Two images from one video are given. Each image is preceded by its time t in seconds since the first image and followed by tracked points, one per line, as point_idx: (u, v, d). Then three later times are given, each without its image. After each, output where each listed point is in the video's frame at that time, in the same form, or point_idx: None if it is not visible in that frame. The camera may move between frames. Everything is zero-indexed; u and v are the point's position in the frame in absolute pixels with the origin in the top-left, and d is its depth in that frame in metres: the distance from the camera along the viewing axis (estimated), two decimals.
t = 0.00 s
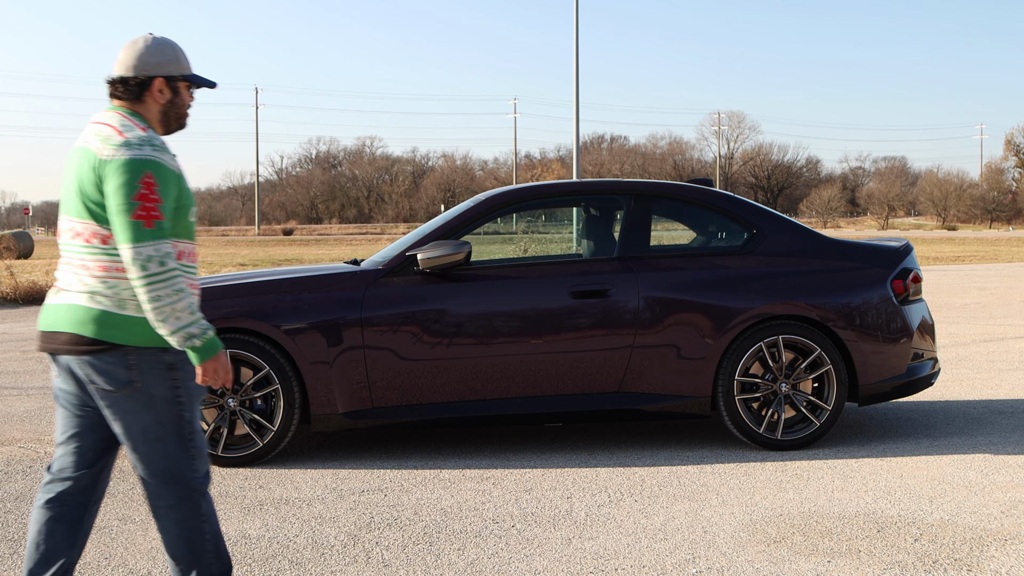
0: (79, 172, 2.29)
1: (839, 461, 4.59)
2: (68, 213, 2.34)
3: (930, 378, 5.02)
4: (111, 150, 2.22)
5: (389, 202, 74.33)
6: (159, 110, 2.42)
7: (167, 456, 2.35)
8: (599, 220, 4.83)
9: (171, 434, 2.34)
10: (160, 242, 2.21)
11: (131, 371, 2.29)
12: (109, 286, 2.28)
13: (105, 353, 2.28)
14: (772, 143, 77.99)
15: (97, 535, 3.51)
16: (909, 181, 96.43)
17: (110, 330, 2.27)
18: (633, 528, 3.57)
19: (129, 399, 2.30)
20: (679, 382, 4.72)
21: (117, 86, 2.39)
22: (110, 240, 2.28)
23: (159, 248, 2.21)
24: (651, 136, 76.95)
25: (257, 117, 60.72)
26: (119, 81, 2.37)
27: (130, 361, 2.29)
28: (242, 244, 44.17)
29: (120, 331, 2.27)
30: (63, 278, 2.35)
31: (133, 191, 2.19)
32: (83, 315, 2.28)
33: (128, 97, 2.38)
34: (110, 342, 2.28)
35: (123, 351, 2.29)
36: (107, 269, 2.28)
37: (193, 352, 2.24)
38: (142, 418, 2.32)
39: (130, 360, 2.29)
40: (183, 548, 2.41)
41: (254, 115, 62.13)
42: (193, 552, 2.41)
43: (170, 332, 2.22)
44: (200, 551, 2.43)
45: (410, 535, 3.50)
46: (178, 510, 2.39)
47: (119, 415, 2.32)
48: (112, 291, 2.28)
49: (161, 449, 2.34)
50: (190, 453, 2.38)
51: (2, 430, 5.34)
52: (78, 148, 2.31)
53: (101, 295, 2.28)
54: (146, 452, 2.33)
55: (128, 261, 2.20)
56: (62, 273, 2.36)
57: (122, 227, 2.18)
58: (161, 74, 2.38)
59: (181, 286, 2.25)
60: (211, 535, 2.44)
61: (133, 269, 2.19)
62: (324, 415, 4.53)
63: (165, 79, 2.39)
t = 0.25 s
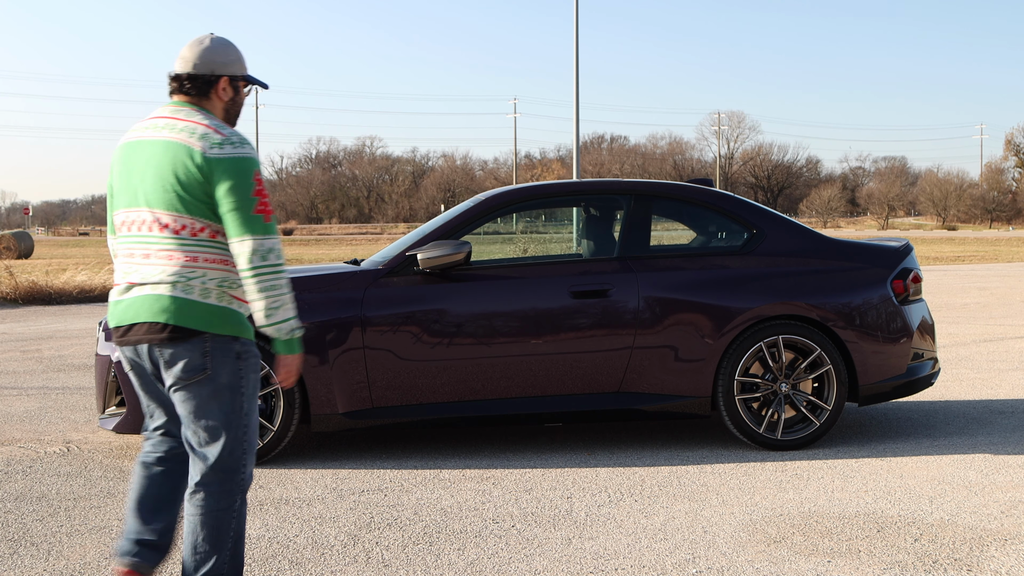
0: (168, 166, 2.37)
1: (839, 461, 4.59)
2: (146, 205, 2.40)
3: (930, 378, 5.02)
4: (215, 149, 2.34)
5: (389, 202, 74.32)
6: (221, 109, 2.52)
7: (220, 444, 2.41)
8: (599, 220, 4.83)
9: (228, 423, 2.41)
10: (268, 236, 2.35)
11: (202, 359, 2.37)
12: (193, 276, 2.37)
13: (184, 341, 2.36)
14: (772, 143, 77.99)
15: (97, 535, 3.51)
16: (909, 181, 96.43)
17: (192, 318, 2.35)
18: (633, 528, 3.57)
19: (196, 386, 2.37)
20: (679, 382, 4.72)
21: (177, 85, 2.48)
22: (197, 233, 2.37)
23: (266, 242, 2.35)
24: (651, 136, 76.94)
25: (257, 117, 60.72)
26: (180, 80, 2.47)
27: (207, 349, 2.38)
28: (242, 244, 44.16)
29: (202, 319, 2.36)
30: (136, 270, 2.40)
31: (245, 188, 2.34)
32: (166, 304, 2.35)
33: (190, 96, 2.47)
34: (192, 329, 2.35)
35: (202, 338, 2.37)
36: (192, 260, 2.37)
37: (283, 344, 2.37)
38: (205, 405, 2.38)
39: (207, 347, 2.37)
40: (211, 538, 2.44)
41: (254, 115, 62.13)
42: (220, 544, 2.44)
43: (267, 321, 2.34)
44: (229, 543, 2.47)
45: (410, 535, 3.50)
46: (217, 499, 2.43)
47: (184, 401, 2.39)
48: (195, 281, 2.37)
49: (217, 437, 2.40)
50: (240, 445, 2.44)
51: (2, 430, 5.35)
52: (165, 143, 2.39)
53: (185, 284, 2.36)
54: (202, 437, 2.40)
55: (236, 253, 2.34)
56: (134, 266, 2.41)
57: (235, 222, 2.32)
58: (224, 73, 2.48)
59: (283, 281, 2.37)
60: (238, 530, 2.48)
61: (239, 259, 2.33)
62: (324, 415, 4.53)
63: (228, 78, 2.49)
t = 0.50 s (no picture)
0: (215, 175, 2.58)
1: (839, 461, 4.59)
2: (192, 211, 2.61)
3: (930, 378, 5.02)
4: (263, 158, 2.58)
5: (389, 202, 74.32)
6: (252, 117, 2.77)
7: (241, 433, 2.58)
8: (599, 220, 4.83)
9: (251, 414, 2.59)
10: (324, 235, 2.66)
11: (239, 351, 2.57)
12: (241, 275, 2.59)
13: (230, 333, 2.56)
14: (772, 144, 78.01)
15: (97, 535, 3.52)
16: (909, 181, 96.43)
17: (240, 313, 2.56)
18: (633, 528, 3.57)
19: (228, 376, 2.56)
20: (679, 382, 4.72)
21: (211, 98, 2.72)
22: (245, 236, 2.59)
23: (323, 241, 2.66)
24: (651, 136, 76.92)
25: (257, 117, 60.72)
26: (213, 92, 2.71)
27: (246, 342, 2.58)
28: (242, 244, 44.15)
29: (250, 314, 2.57)
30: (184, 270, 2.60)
31: (296, 194, 2.61)
32: (216, 300, 2.55)
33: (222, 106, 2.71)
34: (240, 323, 2.56)
35: (247, 331, 2.57)
36: (240, 260, 2.59)
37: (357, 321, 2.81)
38: (234, 395, 2.57)
39: (248, 339, 2.58)
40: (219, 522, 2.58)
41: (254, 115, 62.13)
42: (225, 529, 2.59)
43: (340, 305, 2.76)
44: (235, 529, 2.61)
45: (410, 535, 3.50)
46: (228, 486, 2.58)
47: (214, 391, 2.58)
48: (244, 279, 2.59)
49: (240, 426, 2.58)
50: (258, 436, 2.62)
51: (2, 430, 5.34)
52: (213, 154, 2.59)
53: (234, 282, 2.58)
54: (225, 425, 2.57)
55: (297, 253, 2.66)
56: (182, 266, 2.61)
57: (288, 225, 2.59)
58: (257, 86, 2.74)
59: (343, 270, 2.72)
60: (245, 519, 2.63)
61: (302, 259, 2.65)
62: (324, 415, 4.53)
63: (260, 90, 2.76)
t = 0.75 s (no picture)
0: (235, 171, 2.76)
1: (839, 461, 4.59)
2: (217, 207, 2.80)
3: (930, 378, 5.02)
4: (277, 153, 2.75)
5: (389, 202, 74.31)
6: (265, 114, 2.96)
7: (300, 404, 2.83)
8: (599, 220, 4.83)
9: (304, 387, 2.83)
10: (330, 227, 2.78)
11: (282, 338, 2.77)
12: (268, 269, 2.78)
13: (262, 323, 2.75)
14: (772, 144, 78.00)
15: (97, 535, 3.52)
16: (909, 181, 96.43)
17: (270, 304, 2.75)
18: (633, 528, 3.57)
19: (277, 357, 2.77)
20: (679, 382, 4.72)
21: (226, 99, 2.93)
22: (268, 230, 2.78)
23: (328, 232, 2.78)
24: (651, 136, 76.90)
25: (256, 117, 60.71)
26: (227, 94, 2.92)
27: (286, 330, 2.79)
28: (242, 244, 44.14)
29: (278, 304, 2.76)
30: (213, 265, 2.80)
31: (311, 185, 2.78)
32: (246, 293, 2.75)
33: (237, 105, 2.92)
34: (269, 315, 2.75)
35: (278, 323, 2.77)
36: (265, 254, 2.78)
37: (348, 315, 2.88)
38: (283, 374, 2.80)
39: (283, 330, 2.77)
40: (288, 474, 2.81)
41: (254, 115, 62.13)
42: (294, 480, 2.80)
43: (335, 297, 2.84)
44: (302, 482, 2.83)
45: (410, 535, 3.50)
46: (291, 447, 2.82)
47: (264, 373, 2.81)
48: (270, 273, 2.78)
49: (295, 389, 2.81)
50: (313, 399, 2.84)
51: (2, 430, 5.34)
52: (232, 152, 2.78)
53: (261, 276, 2.77)
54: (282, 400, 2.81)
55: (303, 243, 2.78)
56: (210, 261, 2.81)
57: (300, 217, 2.74)
58: (268, 86, 2.94)
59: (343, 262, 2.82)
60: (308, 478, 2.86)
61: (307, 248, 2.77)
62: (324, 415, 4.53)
63: (271, 89, 2.95)
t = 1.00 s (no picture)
0: (262, 173, 2.88)
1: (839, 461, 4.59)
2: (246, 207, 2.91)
3: (930, 378, 5.02)
4: (301, 155, 2.86)
5: (389, 202, 74.30)
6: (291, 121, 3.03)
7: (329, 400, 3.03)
8: (599, 220, 4.83)
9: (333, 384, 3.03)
10: (351, 225, 2.85)
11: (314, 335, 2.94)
12: (301, 266, 2.92)
13: (297, 320, 2.91)
14: (772, 144, 78.00)
15: (97, 535, 3.52)
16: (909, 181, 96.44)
17: (304, 301, 2.90)
18: (633, 528, 3.57)
19: (308, 357, 2.95)
20: (679, 382, 4.72)
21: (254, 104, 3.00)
22: (297, 229, 2.91)
23: (350, 231, 2.85)
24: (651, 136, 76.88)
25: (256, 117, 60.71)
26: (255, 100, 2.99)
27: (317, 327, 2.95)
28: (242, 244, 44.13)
29: (311, 301, 2.91)
30: (246, 262, 2.92)
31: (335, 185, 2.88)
32: (282, 290, 2.89)
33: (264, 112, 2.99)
34: (304, 311, 2.91)
35: (313, 319, 2.93)
36: (296, 253, 2.91)
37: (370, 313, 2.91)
38: (315, 371, 2.97)
39: (316, 326, 2.94)
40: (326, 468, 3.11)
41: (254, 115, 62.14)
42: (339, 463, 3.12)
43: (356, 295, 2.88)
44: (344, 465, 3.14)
45: (410, 535, 3.50)
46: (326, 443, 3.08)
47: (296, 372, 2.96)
48: (303, 270, 2.92)
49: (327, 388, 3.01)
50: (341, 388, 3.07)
51: (2, 430, 5.34)
52: (259, 155, 2.90)
53: (294, 274, 2.91)
54: (314, 399, 3.00)
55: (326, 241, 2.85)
56: (243, 259, 2.93)
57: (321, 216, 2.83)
58: (292, 93, 3.00)
59: (366, 260, 2.87)
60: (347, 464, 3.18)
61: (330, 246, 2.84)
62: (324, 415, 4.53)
63: (295, 96, 3.02)
